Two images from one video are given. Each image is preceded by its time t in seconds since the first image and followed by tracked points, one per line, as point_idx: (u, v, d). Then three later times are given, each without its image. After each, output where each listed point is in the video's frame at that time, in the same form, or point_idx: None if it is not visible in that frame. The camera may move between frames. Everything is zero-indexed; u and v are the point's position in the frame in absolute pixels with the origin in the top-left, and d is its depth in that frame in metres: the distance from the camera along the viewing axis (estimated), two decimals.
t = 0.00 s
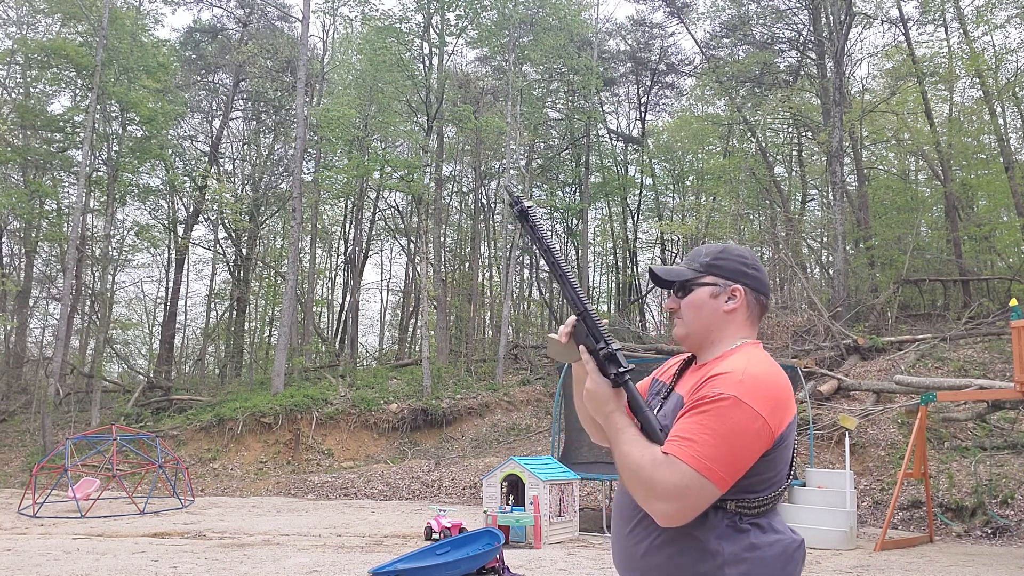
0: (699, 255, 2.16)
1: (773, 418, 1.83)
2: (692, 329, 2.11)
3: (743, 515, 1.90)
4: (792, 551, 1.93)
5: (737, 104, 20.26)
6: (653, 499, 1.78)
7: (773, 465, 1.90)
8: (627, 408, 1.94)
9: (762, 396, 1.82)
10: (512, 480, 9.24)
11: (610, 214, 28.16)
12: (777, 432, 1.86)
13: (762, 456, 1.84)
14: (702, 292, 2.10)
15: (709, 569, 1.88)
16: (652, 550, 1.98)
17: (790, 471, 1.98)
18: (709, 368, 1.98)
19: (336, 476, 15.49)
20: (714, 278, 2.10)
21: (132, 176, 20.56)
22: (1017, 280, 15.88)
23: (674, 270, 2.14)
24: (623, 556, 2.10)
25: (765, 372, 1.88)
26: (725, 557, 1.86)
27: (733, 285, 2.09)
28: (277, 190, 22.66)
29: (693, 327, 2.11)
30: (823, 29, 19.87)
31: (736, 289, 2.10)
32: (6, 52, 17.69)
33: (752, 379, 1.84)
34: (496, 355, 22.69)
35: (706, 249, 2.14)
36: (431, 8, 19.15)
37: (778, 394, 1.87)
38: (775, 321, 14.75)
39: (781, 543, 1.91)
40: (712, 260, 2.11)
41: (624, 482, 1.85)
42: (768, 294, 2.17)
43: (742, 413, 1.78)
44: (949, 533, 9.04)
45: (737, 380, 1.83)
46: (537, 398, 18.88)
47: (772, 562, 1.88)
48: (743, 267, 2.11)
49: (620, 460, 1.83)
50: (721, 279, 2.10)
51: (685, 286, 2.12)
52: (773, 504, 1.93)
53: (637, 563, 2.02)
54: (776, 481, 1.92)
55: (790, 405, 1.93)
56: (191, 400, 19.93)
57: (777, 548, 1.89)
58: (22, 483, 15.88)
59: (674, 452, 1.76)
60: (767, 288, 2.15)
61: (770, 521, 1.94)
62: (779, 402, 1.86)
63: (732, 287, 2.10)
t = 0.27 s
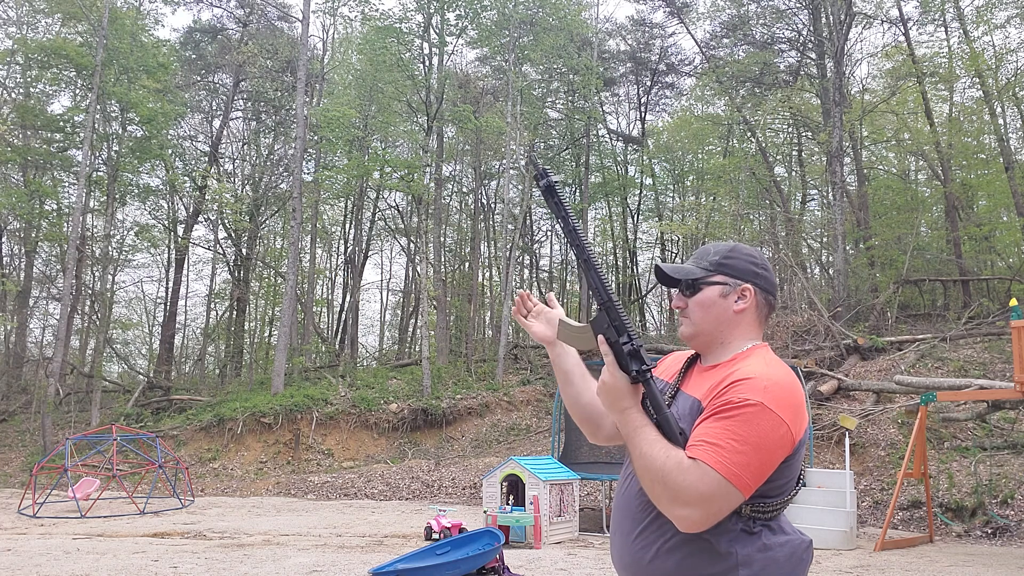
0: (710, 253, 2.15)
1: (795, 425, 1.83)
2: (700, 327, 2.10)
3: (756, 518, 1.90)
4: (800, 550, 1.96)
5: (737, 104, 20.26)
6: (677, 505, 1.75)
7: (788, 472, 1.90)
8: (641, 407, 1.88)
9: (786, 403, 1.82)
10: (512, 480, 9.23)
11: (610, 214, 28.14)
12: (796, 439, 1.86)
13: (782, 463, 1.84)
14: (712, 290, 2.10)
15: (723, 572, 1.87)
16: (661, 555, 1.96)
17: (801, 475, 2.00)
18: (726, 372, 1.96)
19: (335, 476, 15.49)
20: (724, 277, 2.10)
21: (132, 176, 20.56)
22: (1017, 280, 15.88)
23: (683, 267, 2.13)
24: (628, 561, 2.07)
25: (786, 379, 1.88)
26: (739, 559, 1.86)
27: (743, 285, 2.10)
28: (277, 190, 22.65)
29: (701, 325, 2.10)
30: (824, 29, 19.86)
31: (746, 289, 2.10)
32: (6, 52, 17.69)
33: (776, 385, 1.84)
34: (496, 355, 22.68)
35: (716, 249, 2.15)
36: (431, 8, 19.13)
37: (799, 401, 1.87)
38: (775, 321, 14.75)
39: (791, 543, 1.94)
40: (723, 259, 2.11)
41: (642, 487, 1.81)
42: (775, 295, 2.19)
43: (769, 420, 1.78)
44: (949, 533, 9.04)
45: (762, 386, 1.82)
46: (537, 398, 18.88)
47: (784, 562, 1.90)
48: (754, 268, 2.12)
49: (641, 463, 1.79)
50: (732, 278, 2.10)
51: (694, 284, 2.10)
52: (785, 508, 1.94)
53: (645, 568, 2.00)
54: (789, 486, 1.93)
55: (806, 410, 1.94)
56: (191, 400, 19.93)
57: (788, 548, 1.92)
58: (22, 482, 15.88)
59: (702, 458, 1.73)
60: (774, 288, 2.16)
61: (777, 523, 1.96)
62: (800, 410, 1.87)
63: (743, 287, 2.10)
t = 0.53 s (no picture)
0: (716, 251, 2.15)
1: (802, 425, 1.83)
2: (705, 325, 2.09)
3: (761, 518, 1.90)
4: (805, 550, 1.96)
5: (737, 104, 20.26)
6: (689, 512, 1.74)
7: (795, 471, 1.90)
8: (644, 412, 1.89)
9: (792, 403, 1.82)
10: (512, 480, 9.23)
11: (610, 214, 28.14)
12: (803, 438, 1.86)
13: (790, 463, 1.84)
14: (718, 288, 2.09)
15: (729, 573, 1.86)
16: (666, 556, 1.95)
17: (806, 476, 2.00)
18: (729, 374, 1.96)
19: (336, 476, 15.49)
20: (729, 276, 2.10)
21: (132, 176, 20.56)
22: (1017, 280, 15.88)
23: (688, 265, 2.13)
24: (631, 563, 2.05)
25: (791, 378, 1.88)
26: (745, 559, 1.86)
27: (749, 284, 2.10)
28: (277, 190, 22.65)
29: (706, 323, 2.09)
30: (823, 29, 19.85)
31: (752, 288, 2.10)
32: (6, 52, 17.69)
33: (782, 386, 1.83)
34: (496, 355, 22.68)
35: (722, 247, 2.14)
36: (431, 8, 19.12)
37: (805, 401, 1.87)
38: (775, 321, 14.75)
39: (796, 544, 1.94)
40: (729, 259, 2.11)
41: (651, 493, 1.80)
42: (779, 296, 2.19)
43: (777, 422, 1.77)
44: (949, 533, 9.04)
45: (768, 388, 1.81)
46: (537, 398, 18.88)
47: (789, 562, 1.90)
48: (760, 268, 2.12)
49: (650, 470, 1.78)
50: (738, 277, 2.10)
51: (698, 283, 2.11)
52: (790, 509, 1.94)
53: (649, 570, 1.98)
54: (794, 486, 1.93)
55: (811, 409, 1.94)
56: (191, 400, 19.94)
57: (792, 549, 1.92)
58: (22, 482, 15.87)
59: (711, 463, 1.73)
60: (779, 289, 2.16)
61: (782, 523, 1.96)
62: (805, 409, 1.87)
63: (748, 286, 2.10)
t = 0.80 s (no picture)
0: (718, 250, 2.15)
1: (808, 425, 1.83)
2: (706, 325, 2.09)
3: (767, 519, 1.90)
4: (809, 550, 1.96)
5: (737, 104, 20.25)
6: (699, 513, 1.73)
7: (800, 472, 1.90)
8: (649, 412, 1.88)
9: (799, 403, 1.82)
10: (512, 480, 9.24)
11: (610, 214, 28.13)
12: (809, 439, 1.87)
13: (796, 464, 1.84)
14: (720, 287, 2.09)
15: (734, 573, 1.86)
16: (669, 557, 1.94)
17: (809, 476, 2.00)
18: (733, 374, 1.95)
19: (336, 476, 15.49)
20: (732, 275, 2.10)
21: (132, 176, 20.55)
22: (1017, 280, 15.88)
23: (691, 264, 2.13)
24: (634, 565, 2.03)
25: (796, 378, 1.88)
26: (750, 560, 1.86)
27: (751, 283, 2.10)
28: (277, 190, 22.64)
29: (708, 322, 2.09)
30: (824, 29, 19.85)
31: (754, 288, 2.10)
32: (6, 52, 17.68)
33: (788, 386, 1.83)
34: (496, 355, 22.69)
35: (724, 247, 2.14)
36: (431, 8, 19.12)
37: (811, 401, 1.87)
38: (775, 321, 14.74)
39: (800, 544, 1.94)
40: (731, 257, 2.11)
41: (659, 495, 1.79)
42: (780, 295, 2.19)
43: (785, 423, 1.77)
44: (949, 533, 9.04)
45: (775, 389, 1.81)
46: (537, 398, 18.89)
47: (794, 562, 1.90)
48: (762, 268, 2.12)
49: (658, 472, 1.77)
50: (740, 276, 2.10)
51: (701, 282, 2.10)
52: (793, 509, 1.94)
53: (652, 571, 1.97)
54: (799, 487, 1.94)
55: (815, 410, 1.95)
56: (191, 400, 19.94)
57: (797, 549, 1.92)
58: (22, 482, 15.88)
59: (721, 464, 1.72)
60: (780, 289, 2.16)
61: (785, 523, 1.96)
62: (811, 409, 1.87)
63: (751, 286, 2.10)
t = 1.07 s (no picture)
0: (720, 250, 2.15)
1: (815, 423, 1.84)
2: (710, 324, 2.09)
3: (773, 518, 1.90)
4: (813, 549, 1.96)
5: (737, 104, 20.24)
6: (710, 512, 1.72)
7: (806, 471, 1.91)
8: (657, 410, 1.87)
9: (805, 402, 1.83)
10: (512, 480, 9.24)
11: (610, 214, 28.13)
12: (814, 438, 1.87)
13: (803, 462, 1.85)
14: (724, 287, 2.09)
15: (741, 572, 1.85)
16: (675, 557, 1.91)
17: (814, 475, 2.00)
18: (738, 373, 1.95)
19: (336, 476, 15.49)
20: (734, 275, 2.10)
21: (132, 176, 20.55)
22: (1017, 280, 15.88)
23: (694, 263, 2.12)
24: (639, 566, 2.00)
25: (799, 375, 1.89)
26: (757, 559, 1.85)
27: (752, 284, 2.10)
28: (277, 190, 22.64)
29: (712, 321, 2.08)
30: (824, 29, 19.85)
31: (755, 288, 2.10)
32: (6, 52, 17.68)
33: (794, 385, 1.84)
34: (496, 355, 22.69)
35: (726, 246, 2.14)
36: (431, 8, 19.12)
37: (814, 398, 1.88)
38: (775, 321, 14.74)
39: (804, 543, 1.94)
40: (732, 257, 2.11)
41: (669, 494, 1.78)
42: (779, 296, 2.20)
43: (793, 420, 1.78)
44: (949, 533, 9.04)
45: (782, 387, 1.82)
46: (537, 398, 18.89)
47: (798, 562, 1.90)
48: (763, 268, 2.12)
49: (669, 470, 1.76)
50: (743, 276, 2.10)
51: (703, 281, 2.10)
52: (797, 509, 1.93)
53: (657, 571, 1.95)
54: (804, 486, 1.94)
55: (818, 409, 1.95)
56: (191, 400, 19.95)
57: (801, 548, 1.92)
58: (22, 482, 15.88)
59: (732, 463, 1.72)
60: (781, 290, 2.17)
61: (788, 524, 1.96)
62: (815, 406, 1.87)
63: (752, 285, 2.10)
